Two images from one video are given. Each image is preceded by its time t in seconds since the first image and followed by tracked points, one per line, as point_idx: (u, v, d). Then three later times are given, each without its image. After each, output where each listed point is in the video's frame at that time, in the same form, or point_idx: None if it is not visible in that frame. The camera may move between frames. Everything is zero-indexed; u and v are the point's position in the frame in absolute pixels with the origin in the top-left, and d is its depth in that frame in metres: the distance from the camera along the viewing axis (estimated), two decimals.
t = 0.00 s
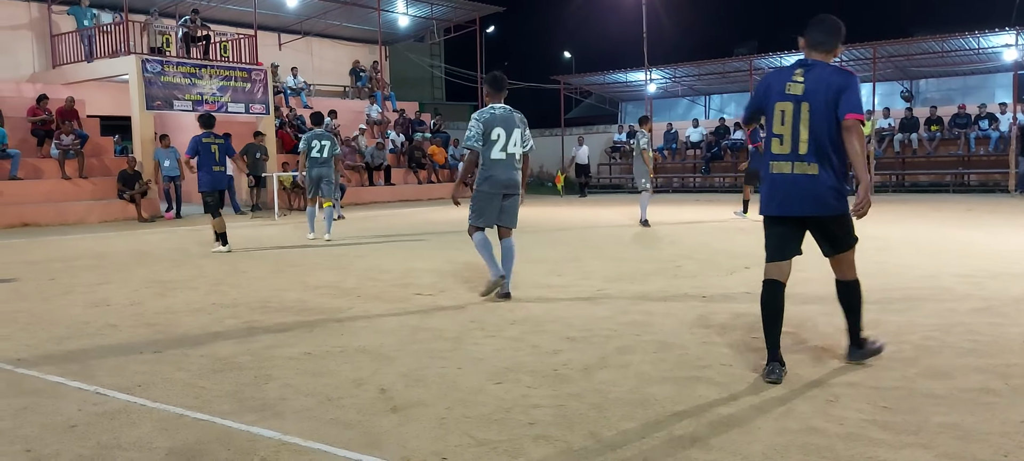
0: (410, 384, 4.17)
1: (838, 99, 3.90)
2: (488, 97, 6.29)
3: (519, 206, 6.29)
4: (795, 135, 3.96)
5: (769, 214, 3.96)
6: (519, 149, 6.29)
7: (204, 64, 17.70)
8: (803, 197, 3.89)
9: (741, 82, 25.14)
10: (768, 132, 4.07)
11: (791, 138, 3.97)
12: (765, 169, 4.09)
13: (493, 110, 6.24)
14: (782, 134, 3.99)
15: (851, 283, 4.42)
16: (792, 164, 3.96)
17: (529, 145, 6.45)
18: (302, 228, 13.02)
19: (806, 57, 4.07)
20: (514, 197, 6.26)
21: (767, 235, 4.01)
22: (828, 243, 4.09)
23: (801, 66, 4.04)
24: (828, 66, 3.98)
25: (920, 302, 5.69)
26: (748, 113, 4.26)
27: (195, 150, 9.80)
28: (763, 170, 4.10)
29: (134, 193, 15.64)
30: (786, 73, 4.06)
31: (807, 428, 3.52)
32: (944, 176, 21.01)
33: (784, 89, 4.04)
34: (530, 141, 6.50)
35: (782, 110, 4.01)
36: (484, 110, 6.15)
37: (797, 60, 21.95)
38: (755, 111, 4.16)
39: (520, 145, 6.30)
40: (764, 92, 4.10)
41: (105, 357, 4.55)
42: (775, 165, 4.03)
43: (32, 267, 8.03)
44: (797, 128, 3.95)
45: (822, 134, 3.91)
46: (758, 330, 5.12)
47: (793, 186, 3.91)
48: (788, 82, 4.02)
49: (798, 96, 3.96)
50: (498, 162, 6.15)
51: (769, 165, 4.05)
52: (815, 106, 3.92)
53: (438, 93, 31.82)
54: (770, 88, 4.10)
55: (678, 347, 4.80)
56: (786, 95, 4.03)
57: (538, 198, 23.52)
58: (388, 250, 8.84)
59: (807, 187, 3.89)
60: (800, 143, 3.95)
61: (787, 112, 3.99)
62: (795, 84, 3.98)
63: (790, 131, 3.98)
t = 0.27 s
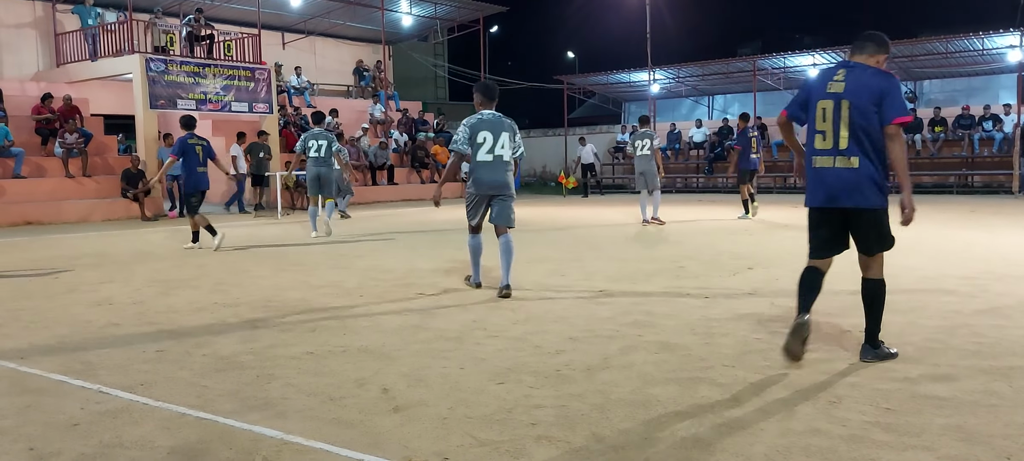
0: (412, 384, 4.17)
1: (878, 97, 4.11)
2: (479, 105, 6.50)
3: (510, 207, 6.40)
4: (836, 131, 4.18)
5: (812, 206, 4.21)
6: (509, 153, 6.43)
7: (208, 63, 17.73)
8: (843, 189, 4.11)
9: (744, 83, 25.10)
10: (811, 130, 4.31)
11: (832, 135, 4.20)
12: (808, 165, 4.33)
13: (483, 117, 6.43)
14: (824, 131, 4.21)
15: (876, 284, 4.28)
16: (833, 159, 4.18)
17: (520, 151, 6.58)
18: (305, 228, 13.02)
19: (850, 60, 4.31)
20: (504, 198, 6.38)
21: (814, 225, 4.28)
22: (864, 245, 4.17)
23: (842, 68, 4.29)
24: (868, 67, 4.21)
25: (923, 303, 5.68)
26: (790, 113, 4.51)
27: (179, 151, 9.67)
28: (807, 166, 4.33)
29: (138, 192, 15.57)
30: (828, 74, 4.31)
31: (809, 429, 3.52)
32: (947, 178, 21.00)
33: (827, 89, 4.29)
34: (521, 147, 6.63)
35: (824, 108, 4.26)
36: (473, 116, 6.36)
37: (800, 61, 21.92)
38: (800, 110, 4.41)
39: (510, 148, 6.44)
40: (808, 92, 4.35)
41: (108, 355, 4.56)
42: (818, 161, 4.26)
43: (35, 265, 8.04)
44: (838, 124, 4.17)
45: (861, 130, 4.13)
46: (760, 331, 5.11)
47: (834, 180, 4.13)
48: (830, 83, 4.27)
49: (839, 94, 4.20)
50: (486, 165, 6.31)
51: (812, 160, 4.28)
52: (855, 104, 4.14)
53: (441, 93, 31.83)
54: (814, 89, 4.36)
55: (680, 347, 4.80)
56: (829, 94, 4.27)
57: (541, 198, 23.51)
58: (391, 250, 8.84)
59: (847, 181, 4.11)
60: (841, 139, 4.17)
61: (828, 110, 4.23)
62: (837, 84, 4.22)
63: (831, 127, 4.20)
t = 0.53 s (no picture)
0: (412, 384, 4.17)
1: (902, 98, 4.45)
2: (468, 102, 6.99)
3: (496, 200, 6.94)
4: (862, 129, 4.48)
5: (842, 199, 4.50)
6: (495, 148, 6.93)
7: (209, 63, 17.74)
8: (870, 183, 4.39)
9: (746, 83, 25.09)
10: (837, 129, 4.61)
11: (858, 133, 4.50)
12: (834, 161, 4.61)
13: (471, 114, 6.92)
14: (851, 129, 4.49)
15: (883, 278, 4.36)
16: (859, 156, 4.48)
17: (505, 146, 7.08)
18: (306, 227, 13.02)
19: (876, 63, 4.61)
20: (491, 193, 6.90)
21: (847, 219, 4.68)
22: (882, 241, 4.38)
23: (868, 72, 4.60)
24: (892, 72, 4.53)
25: (924, 303, 5.68)
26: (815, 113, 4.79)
27: (165, 149, 9.67)
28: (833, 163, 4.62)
29: (139, 192, 15.53)
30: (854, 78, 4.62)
31: (810, 429, 3.51)
32: (949, 178, 21.00)
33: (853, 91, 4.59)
34: (509, 143, 7.12)
35: (851, 108, 4.55)
36: (462, 113, 6.86)
37: (801, 61, 21.90)
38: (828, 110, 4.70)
39: (496, 144, 6.94)
40: (835, 94, 4.64)
41: (109, 355, 4.56)
42: (844, 158, 4.56)
43: (36, 264, 8.03)
44: (865, 123, 4.48)
45: (886, 129, 4.43)
46: (761, 331, 5.10)
47: (861, 175, 4.41)
48: (857, 85, 4.57)
49: (866, 95, 4.51)
50: (474, 160, 6.81)
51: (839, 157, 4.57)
52: (881, 105, 4.46)
53: (442, 92, 31.84)
54: (840, 90, 4.65)
55: (681, 347, 4.80)
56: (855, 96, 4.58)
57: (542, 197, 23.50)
58: (392, 249, 8.85)
59: (872, 177, 4.39)
60: (867, 136, 4.47)
61: (855, 110, 4.53)
62: (863, 86, 4.52)
63: (857, 126, 4.51)
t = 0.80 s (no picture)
0: (411, 384, 4.18)
1: (912, 106, 4.88)
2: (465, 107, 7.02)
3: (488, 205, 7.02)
4: (877, 134, 4.88)
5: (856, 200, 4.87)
6: (489, 154, 6.94)
7: (209, 62, 17.74)
8: (887, 183, 4.78)
9: (746, 83, 25.08)
10: (852, 135, 5.00)
11: (873, 139, 4.90)
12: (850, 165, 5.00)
13: (466, 119, 6.93)
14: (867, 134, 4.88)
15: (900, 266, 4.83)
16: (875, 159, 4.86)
17: (502, 150, 7.04)
18: (306, 227, 13.03)
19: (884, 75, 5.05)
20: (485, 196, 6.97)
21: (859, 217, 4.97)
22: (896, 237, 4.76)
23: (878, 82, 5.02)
24: (901, 82, 4.96)
25: (924, 304, 5.68)
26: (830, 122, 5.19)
27: (138, 151, 9.97)
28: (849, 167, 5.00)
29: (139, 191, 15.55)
30: (865, 88, 5.04)
31: (809, 429, 3.52)
32: (949, 178, 20.97)
33: (865, 100, 5.00)
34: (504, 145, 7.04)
35: (865, 115, 4.96)
36: (456, 119, 6.89)
37: (801, 61, 21.87)
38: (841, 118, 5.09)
39: (490, 149, 6.95)
40: (849, 102, 5.04)
41: (109, 354, 4.57)
42: (860, 161, 4.94)
43: (36, 264, 8.04)
44: (879, 129, 4.88)
45: (899, 134, 4.84)
46: (760, 331, 5.11)
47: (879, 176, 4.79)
48: (869, 94, 4.99)
49: (878, 103, 4.93)
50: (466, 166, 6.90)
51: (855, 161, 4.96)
52: (893, 112, 4.88)
53: (443, 92, 31.83)
54: (853, 100, 5.05)
55: (680, 347, 4.80)
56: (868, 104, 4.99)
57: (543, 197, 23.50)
58: (392, 249, 8.86)
59: (888, 178, 4.78)
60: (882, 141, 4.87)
61: (869, 118, 4.94)
62: (877, 95, 4.94)
63: (873, 132, 4.91)
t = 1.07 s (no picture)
0: (408, 383, 4.18)
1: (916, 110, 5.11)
2: (461, 106, 7.49)
3: (484, 200, 7.34)
4: (884, 136, 5.10)
5: (861, 199, 5.09)
6: (485, 150, 7.38)
7: (207, 62, 17.72)
8: (894, 183, 5.02)
9: (744, 83, 25.09)
10: (859, 136, 5.21)
11: (880, 140, 5.12)
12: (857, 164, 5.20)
13: (463, 119, 7.44)
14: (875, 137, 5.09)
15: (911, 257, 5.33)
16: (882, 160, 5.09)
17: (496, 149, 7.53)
18: (304, 226, 13.02)
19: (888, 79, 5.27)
20: (480, 192, 7.32)
21: (861, 215, 5.11)
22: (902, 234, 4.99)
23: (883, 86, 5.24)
24: (905, 86, 5.19)
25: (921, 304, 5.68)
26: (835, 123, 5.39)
27: (99, 152, 9.99)
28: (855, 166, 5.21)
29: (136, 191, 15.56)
30: (871, 91, 5.25)
31: (805, 429, 3.52)
32: (946, 179, 21.00)
33: (871, 103, 5.22)
34: (498, 145, 7.57)
35: (872, 118, 5.17)
36: (454, 117, 7.38)
37: (799, 61, 21.85)
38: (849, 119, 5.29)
39: (486, 147, 7.38)
40: (857, 105, 5.25)
41: (106, 354, 4.57)
42: (867, 161, 5.14)
43: (33, 263, 8.03)
44: (886, 131, 5.10)
45: (903, 136, 5.09)
46: (757, 331, 5.12)
47: (886, 176, 5.02)
48: (876, 97, 5.20)
49: (884, 106, 5.15)
50: (463, 162, 7.30)
51: (862, 160, 5.17)
52: (899, 115, 5.11)
53: (441, 92, 31.81)
54: (859, 102, 5.26)
55: (678, 347, 4.81)
56: (874, 107, 5.21)
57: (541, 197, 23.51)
58: (389, 249, 8.87)
59: (896, 177, 5.03)
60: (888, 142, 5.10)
61: (876, 120, 5.15)
62: (884, 98, 5.15)
63: (879, 134, 5.13)
